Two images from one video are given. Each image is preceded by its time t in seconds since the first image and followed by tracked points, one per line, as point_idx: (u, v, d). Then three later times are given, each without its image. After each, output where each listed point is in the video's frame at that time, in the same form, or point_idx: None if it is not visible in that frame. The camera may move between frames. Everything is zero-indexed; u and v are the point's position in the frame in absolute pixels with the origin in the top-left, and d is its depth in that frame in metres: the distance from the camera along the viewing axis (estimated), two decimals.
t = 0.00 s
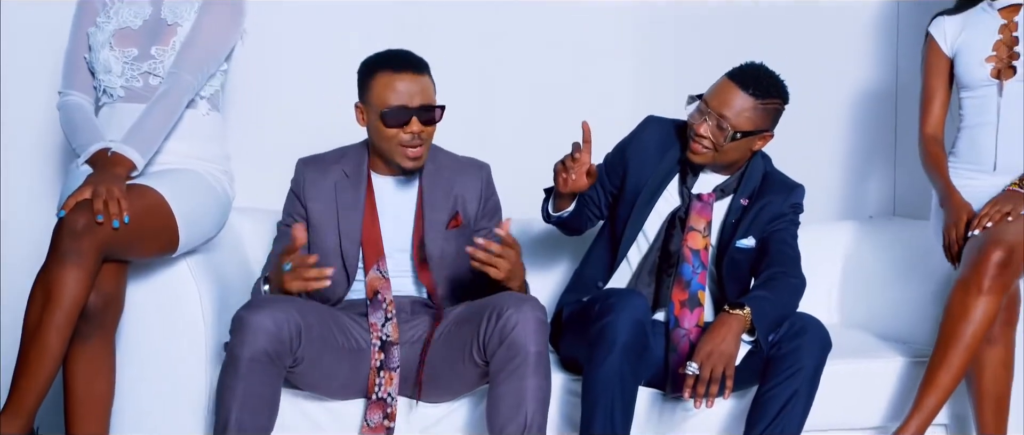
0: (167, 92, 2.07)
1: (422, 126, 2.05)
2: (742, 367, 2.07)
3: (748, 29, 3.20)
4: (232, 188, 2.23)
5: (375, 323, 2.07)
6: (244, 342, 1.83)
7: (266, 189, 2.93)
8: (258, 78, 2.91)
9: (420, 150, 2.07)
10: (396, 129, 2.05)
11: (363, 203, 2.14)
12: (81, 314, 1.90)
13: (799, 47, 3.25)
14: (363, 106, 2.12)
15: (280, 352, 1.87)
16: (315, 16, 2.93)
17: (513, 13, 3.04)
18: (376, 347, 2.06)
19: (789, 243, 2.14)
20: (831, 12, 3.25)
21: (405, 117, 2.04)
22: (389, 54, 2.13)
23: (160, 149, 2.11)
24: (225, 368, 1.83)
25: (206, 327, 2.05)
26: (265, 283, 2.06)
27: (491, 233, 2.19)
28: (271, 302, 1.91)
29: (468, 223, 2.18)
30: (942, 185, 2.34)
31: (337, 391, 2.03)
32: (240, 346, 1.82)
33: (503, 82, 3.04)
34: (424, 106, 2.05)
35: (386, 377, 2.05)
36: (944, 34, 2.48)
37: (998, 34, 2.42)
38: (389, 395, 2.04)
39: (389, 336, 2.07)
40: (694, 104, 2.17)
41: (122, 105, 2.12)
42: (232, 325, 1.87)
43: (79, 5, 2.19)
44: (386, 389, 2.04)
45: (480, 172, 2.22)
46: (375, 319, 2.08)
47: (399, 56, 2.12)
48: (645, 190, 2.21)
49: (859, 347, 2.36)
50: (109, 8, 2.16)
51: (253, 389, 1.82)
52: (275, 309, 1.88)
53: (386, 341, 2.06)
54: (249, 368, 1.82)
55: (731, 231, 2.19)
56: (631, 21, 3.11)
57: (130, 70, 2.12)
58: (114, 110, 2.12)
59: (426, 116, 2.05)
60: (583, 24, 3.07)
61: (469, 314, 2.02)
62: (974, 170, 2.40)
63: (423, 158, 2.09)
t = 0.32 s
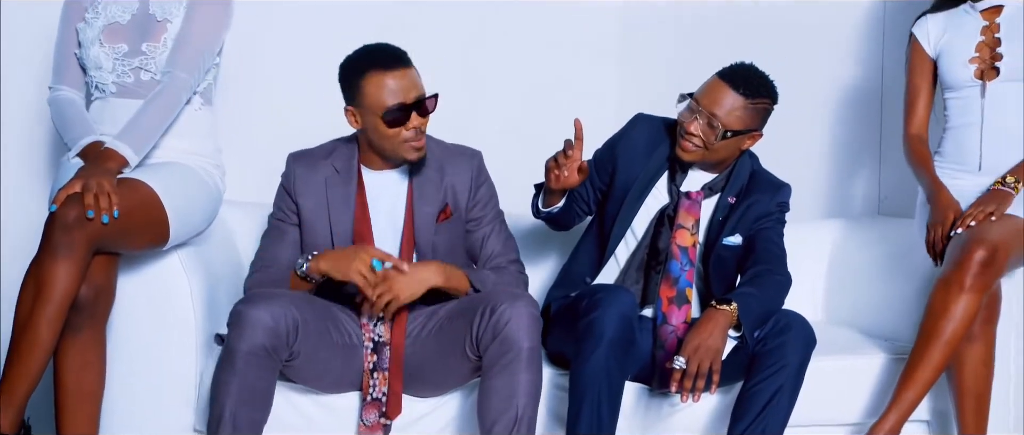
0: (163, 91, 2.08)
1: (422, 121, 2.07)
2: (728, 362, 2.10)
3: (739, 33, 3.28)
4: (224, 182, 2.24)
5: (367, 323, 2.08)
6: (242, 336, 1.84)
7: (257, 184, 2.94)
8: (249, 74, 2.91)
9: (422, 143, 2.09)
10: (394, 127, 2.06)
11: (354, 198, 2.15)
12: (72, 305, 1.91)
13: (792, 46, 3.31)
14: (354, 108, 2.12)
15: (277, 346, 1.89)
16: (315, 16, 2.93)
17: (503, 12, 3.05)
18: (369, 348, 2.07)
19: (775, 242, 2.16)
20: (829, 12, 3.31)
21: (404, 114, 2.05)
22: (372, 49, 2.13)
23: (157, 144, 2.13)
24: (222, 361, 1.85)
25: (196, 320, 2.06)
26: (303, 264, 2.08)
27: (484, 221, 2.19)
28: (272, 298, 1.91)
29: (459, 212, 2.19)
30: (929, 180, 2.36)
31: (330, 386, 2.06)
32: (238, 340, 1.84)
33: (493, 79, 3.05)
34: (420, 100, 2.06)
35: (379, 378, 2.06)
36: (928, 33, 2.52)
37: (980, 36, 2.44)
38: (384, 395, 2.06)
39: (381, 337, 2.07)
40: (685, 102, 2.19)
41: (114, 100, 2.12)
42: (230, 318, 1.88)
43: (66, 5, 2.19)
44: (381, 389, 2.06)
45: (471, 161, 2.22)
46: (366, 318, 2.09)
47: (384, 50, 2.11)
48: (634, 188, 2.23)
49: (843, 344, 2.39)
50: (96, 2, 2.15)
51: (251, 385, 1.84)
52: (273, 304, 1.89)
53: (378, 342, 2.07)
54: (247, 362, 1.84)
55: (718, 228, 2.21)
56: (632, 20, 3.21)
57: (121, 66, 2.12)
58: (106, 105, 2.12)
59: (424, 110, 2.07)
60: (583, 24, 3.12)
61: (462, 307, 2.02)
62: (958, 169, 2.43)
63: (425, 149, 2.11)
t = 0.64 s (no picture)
0: (152, 89, 2.05)
1: (408, 132, 2.04)
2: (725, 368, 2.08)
3: (739, 33, 3.24)
4: (216, 183, 2.22)
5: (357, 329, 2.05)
6: (225, 337, 1.82)
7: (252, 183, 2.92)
8: (242, 74, 2.89)
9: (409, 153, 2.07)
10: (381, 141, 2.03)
11: (336, 206, 2.12)
12: (61, 307, 1.88)
13: (784, 53, 3.28)
14: (337, 126, 2.07)
15: (260, 347, 1.87)
16: (315, 16, 2.91)
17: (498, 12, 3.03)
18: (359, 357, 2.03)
19: (772, 246, 2.14)
20: (828, 13, 3.30)
21: (390, 128, 2.02)
22: (350, 60, 2.08)
23: (146, 144, 2.10)
24: (206, 361, 1.83)
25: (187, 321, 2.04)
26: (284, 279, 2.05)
27: (469, 223, 2.17)
28: (255, 298, 1.89)
29: (443, 215, 2.17)
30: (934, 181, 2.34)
31: (317, 389, 2.04)
32: (220, 341, 1.82)
33: (486, 81, 3.03)
34: (403, 112, 2.03)
35: (370, 387, 2.03)
36: (923, 30, 2.50)
37: (977, 39, 2.43)
38: (376, 404, 2.04)
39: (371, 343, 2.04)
40: (682, 105, 2.17)
41: (105, 101, 2.10)
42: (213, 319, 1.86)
43: (51, 5, 2.15)
44: (371, 399, 2.04)
45: (453, 160, 2.20)
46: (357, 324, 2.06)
47: (362, 61, 2.06)
48: (632, 190, 2.21)
49: (840, 349, 2.38)
50: None
51: (233, 385, 1.82)
52: (255, 304, 1.87)
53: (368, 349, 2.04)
54: (229, 363, 1.82)
55: (715, 232, 2.19)
56: (632, 20, 3.15)
57: (109, 66, 2.10)
58: (98, 105, 2.11)
59: (409, 121, 2.04)
60: (582, 24, 3.08)
61: (455, 312, 1.99)
62: (954, 174, 2.42)
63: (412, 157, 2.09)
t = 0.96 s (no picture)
0: (151, 91, 2.01)
1: (409, 116, 2.03)
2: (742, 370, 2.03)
3: (739, 34, 3.17)
4: (218, 185, 2.18)
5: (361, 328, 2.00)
6: (228, 339, 1.78)
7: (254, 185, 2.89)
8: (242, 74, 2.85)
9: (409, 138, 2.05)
10: (384, 124, 2.00)
11: (331, 200, 2.08)
12: (62, 313, 1.84)
13: (791, 46, 3.23)
14: (338, 111, 2.03)
15: (265, 349, 1.83)
16: (315, 16, 2.86)
17: (502, 10, 2.98)
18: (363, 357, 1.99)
19: (785, 243, 2.11)
20: (829, 13, 3.24)
21: (394, 111, 2.00)
22: (346, 45, 2.05)
23: (149, 147, 2.07)
24: (209, 365, 1.79)
25: (191, 325, 2.00)
26: (286, 281, 1.99)
27: (464, 214, 2.14)
28: (258, 299, 1.85)
29: (437, 205, 2.13)
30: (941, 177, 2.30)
31: (324, 394, 2.00)
32: (224, 343, 1.78)
33: (490, 79, 2.99)
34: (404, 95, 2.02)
35: (378, 386, 1.99)
36: (937, 18, 2.44)
37: (996, 30, 2.41)
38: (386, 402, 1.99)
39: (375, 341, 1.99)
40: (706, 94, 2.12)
41: (101, 103, 2.06)
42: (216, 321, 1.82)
43: (45, 5, 2.12)
44: (381, 397, 1.99)
45: (444, 151, 2.17)
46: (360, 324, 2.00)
47: (358, 46, 2.04)
48: (641, 187, 2.17)
49: (855, 350, 2.34)
50: None
51: (239, 388, 1.78)
52: (261, 305, 1.83)
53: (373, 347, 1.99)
54: (233, 364, 1.78)
55: (727, 230, 2.15)
56: (632, 20, 3.08)
57: (103, 67, 2.05)
58: (94, 108, 2.06)
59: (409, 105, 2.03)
60: (582, 24, 3.03)
61: (459, 315, 1.95)
62: (967, 171, 2.37)
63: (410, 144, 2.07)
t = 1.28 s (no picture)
0: (150, 90, 1.97)
1: (411, 108, 1.98)
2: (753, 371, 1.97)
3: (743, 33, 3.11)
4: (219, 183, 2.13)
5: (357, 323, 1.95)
6: (217, 338, 1.73)
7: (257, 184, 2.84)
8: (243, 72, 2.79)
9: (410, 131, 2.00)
10: (383, 114, 1.96)
11: (329, 188, 2.03)
12: (57, 314, 1.80)
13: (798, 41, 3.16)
14: (340, 98, 2.00)
15: (257, 348, 1.77)
16: (317, 11, 2.80)
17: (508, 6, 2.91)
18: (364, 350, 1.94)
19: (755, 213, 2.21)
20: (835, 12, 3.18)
21: (394, 103, 1.96)
22: (349, 33, 2.03)
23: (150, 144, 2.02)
24: (201, 365, 1.74)
25: (191, 325, 1.95)
26: (283, 280, 1.95)
27: (468, 210, 2.09)
28: (252, 298, 1.81)
29: (440, 200, 2.08)
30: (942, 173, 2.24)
31: (325, 396, 1.95)
32: (213, 343, 1.73)
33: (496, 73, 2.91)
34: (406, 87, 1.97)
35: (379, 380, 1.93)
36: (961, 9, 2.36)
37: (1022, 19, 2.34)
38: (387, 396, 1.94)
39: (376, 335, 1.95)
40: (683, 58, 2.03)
41: (95, 100, 2.02)
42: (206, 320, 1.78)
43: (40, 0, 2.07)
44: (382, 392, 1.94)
45: (449, 147, 2.12)
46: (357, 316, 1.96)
47: (363, 35, 2.01)
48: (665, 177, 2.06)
49: (871, 350, 2.29)
50: None
51: (230, 387, 1.73)
52: (250, 303, 1.79)
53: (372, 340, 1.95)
54: (224, 365, 1.73)
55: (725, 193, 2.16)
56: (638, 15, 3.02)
57: (97, 62, 2.01)
58: (90, 105, 2.02)
59: (411, 97, 1.98)
60: (582, 24, 2.96)
61: (473, 314, 1.90)
62: (989, 166, 2.30)
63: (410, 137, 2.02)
